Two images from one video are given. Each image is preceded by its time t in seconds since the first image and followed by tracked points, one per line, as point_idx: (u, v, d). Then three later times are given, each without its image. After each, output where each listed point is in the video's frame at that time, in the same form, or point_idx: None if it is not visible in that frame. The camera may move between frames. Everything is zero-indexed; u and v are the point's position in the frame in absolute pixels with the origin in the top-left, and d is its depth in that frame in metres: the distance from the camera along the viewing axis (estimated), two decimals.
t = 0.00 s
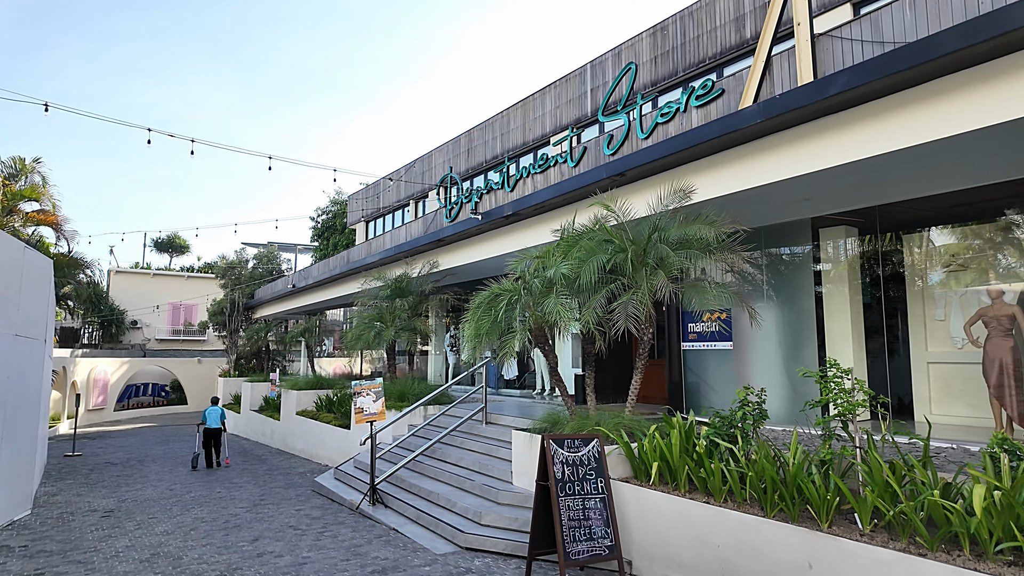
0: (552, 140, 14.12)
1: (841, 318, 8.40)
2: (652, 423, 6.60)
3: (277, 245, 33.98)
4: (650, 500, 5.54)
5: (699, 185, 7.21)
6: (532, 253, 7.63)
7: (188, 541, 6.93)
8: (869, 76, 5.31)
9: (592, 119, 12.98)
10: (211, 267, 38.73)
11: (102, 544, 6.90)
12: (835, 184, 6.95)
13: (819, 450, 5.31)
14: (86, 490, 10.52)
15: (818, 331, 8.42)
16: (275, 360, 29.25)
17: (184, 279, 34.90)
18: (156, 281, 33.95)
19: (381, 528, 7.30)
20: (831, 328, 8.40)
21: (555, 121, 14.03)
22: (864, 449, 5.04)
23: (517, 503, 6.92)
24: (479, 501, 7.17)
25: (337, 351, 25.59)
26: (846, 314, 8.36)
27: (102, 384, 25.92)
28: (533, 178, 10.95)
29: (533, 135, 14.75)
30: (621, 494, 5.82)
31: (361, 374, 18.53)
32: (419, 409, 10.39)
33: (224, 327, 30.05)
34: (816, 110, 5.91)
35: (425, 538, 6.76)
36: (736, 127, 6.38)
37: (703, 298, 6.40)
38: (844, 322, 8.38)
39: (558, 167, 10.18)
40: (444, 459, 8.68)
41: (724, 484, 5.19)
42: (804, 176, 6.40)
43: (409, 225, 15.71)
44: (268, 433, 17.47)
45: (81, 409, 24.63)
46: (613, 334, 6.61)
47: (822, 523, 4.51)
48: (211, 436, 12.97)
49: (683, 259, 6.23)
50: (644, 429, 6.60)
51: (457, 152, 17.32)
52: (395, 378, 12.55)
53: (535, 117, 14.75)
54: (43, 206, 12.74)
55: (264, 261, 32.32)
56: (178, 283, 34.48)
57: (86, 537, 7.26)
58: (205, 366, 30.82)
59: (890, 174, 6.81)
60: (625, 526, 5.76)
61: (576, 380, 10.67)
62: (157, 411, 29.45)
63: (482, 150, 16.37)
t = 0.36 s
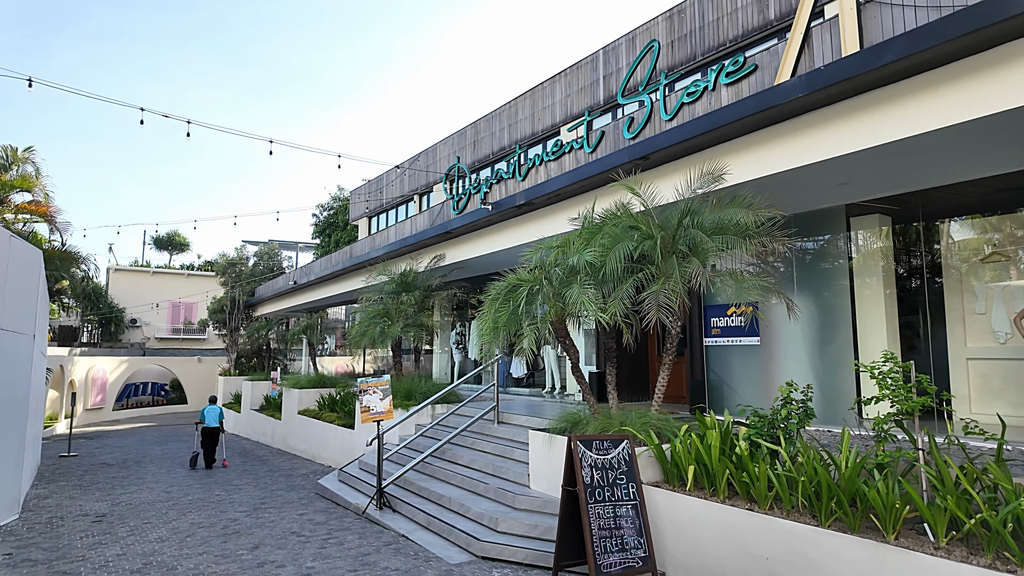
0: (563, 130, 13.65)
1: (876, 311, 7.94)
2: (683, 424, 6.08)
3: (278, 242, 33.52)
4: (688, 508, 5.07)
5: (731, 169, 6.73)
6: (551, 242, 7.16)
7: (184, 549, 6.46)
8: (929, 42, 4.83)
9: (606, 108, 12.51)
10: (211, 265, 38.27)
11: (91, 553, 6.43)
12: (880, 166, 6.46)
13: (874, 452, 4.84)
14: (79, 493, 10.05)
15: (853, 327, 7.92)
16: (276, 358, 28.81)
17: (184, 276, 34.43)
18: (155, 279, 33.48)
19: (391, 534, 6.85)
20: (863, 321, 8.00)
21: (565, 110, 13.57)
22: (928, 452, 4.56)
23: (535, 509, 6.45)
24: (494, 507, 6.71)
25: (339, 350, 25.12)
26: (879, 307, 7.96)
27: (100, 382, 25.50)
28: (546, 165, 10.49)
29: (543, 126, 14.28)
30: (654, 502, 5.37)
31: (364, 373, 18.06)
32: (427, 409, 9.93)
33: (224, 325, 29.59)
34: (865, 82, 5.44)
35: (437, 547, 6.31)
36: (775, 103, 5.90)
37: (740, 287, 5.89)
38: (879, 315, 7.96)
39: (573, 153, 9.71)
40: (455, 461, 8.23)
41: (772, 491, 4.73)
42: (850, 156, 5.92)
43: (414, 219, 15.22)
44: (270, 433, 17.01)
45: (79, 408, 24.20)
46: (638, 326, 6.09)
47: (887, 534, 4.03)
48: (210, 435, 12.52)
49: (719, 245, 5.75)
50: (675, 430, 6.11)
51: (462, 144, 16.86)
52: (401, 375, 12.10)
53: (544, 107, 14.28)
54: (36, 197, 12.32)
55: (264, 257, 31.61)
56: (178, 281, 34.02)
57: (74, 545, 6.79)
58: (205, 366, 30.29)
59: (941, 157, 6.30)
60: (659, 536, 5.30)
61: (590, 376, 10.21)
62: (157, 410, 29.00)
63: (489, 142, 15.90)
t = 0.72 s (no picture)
0: (576, 121, 13.19)
1: (916, 306, 7.49)
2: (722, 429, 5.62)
3: (279, 240, 33.03)
4: (736, 521, 4.62)
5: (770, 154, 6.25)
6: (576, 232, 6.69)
7: (181, 562, 6.00)
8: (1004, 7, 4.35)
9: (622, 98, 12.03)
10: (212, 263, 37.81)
11: (81, 567, 5.96)
12: (934, 151, 5.97)
13: (945, 461, 4.35)
14: (73, 498, 9.60)
15: (892, 322, 7.48)
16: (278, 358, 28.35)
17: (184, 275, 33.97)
18: (156, 277, 33.03)
19: (403, 546, 6.39)
20: (901, 315, 7.56)
21: (578, 101, 13.10)
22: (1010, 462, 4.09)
23: (560, 520, 5.98)
24: (515, 517, 6.24)
25: (342, 349, 24.66)
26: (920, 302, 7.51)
27: (100, 382, 25.08)
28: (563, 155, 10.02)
29: (554, 117, 13.81)
30: (698, 515, 4.91)
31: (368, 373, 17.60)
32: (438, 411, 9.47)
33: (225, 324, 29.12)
34: (925, 55, 4.95)
35: (455, 560, 5.84)
36: (824, 80, 5.44)
37: (787, 280, 5.42)
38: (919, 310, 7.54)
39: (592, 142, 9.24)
40: (470, 466, 7.76)
41: (834, 503, 4.27)
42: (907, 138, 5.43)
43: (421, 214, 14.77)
44: (272, 435, 16.56)
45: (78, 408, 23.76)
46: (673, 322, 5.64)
47: (975, 556, 3.57)
48: (210, 436, 12.08)
49: (765, 233, 5.28)
50: (713, 435, 5.66)
51: (470, 137, 16.40)
52: (409, 375, 11.64)
53: (555, 98, 13.81)
54: (29, 189, 11.92)
55: (266, 255, 31.10)
56: (179, 280, 33.56)
57: (64, 557, 6.34)
58: (206, 366, 29.81)
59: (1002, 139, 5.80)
60: (702, 551, 4.86)
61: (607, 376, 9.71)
62: (158, 411, 28.57)
63: (498, 135, 15.43)
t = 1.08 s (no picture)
0: (589, 113, 12.74)
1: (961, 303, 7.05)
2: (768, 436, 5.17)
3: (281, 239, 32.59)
4: (793, 538, 4.19)
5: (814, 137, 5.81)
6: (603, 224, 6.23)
7: None
8: None
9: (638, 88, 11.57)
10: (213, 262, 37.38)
11: None
12: (995, 135, 5.50)
13: None
14: (68, 505, 9.15)
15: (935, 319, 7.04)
16: (280, 358, 27.94)
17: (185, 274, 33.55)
18: (156, 276, 32.60)
19: (417, 561, 5.94)
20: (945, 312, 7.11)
21: (591, 92, 12.66)
22: None
23: (588, 534, 5.53)
24: (538, 530, 5.79)
25: (345, 349, 24.23)
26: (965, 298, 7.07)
27: (100, 383, 24.69)
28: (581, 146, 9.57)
29: (566, 109, 13.37)
30: (749, 531, 4.46)
31: (373, 373, 17.18)
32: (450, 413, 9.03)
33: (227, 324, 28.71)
34: (998, 26, 4.47)
35: None
36: (879, 56, 4.95)
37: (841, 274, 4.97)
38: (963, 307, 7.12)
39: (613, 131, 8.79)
40: (485, 473, 7.32)
41: (908, 520, 3.82)
42: (973, 118, 4.95)
43: (428, 210, 14.35)
44: (274, 437, 16.13)
45: (77, 409, 23.32)
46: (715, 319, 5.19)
47: None
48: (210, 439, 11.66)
49: (818, 222, 4.83)
50: (757, 442, 5.22)
51: (478, 132, 15.98)
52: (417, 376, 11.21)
53: (567, 90, 13.37)
54: (22, 182, 11.57)
55: (268, 254, 30.74)
56: (180, 279, 33.14)
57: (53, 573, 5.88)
58: (207, 366, 29.40)
59: None
60: (752, 571, 4.43)
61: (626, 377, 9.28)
62: (158, 412, 28.17)
63: (507, 128, 15.00)
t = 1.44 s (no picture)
0: (602, 102, 12.30)
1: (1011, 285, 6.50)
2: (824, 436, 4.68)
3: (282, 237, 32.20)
4: (861, 553, 3.72)
5: (865, 112, 5.32)
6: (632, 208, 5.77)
7: None
8: None
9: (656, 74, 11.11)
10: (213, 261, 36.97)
11: None
12: None
13: None
14: (60, 510, 8.69)
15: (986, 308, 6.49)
16: (281, 357, 27.55)
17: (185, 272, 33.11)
18: (156, 275, 32.16)
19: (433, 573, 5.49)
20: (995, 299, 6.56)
21: (605, 80, 12.22)
22: None
23: (620, 544, 5.08)
24: (565, 539, 5.34)
25: (348, 348, 23.82)
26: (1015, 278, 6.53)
27: (100, 382, 24.29)
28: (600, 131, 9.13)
29: (578, 98, 12.92)
30: (809, 544, 3.99)
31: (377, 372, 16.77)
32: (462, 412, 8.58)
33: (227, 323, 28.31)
34: None
35: None
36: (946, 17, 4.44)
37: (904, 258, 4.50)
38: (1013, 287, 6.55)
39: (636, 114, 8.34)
40: (502, 477, 6.87)
41: (1000, 534, 3.34)
42: None
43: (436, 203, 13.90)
44: (276, 437, 15.71)
45: (75, 409, 22.88)
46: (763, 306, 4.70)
47: None
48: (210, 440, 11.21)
49: (880, 199, 4.37)
50: (808, 444, 4.74)
51: (485, 123, 15.55)
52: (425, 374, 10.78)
53: (579, 78, 12.91)
54: (14, 171, 11.31)
55: (269, 252, 30.37)
56: (180, 277, 32.71)
57: None
58: (208, 365, 28.99)
59: None
60: None
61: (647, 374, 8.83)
62: (158, 412, 27.78)
63: (516, 119, 14.56)
